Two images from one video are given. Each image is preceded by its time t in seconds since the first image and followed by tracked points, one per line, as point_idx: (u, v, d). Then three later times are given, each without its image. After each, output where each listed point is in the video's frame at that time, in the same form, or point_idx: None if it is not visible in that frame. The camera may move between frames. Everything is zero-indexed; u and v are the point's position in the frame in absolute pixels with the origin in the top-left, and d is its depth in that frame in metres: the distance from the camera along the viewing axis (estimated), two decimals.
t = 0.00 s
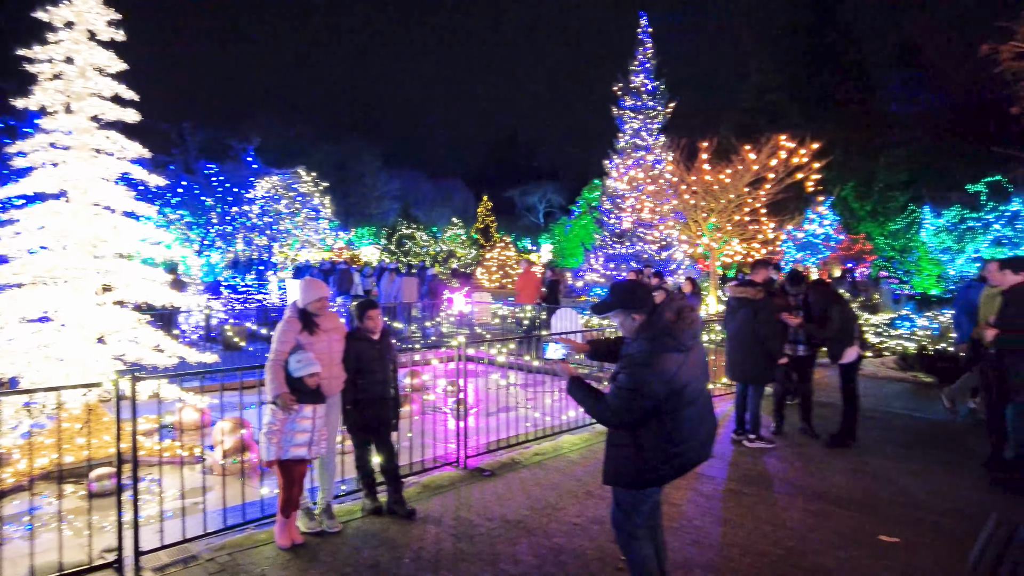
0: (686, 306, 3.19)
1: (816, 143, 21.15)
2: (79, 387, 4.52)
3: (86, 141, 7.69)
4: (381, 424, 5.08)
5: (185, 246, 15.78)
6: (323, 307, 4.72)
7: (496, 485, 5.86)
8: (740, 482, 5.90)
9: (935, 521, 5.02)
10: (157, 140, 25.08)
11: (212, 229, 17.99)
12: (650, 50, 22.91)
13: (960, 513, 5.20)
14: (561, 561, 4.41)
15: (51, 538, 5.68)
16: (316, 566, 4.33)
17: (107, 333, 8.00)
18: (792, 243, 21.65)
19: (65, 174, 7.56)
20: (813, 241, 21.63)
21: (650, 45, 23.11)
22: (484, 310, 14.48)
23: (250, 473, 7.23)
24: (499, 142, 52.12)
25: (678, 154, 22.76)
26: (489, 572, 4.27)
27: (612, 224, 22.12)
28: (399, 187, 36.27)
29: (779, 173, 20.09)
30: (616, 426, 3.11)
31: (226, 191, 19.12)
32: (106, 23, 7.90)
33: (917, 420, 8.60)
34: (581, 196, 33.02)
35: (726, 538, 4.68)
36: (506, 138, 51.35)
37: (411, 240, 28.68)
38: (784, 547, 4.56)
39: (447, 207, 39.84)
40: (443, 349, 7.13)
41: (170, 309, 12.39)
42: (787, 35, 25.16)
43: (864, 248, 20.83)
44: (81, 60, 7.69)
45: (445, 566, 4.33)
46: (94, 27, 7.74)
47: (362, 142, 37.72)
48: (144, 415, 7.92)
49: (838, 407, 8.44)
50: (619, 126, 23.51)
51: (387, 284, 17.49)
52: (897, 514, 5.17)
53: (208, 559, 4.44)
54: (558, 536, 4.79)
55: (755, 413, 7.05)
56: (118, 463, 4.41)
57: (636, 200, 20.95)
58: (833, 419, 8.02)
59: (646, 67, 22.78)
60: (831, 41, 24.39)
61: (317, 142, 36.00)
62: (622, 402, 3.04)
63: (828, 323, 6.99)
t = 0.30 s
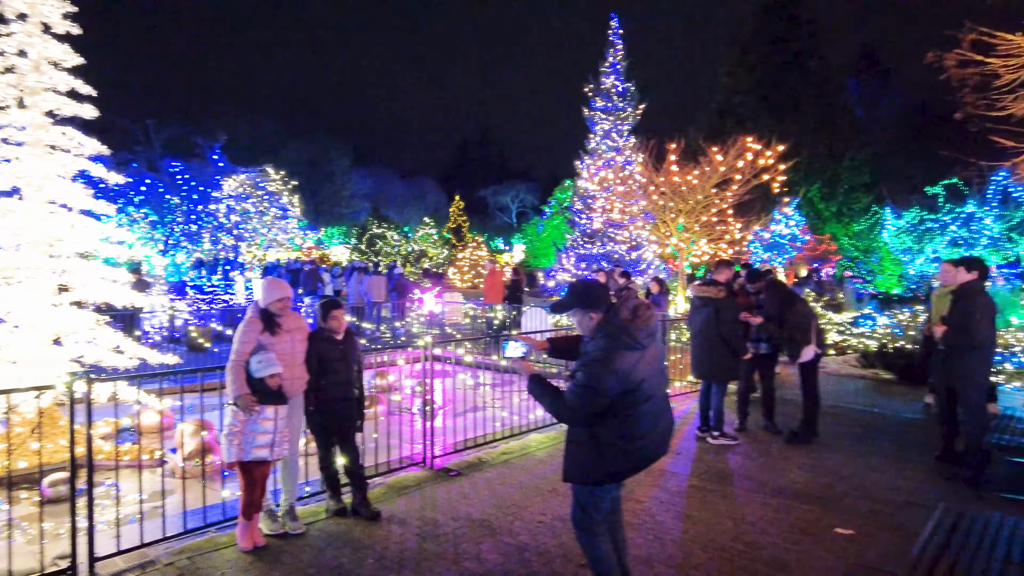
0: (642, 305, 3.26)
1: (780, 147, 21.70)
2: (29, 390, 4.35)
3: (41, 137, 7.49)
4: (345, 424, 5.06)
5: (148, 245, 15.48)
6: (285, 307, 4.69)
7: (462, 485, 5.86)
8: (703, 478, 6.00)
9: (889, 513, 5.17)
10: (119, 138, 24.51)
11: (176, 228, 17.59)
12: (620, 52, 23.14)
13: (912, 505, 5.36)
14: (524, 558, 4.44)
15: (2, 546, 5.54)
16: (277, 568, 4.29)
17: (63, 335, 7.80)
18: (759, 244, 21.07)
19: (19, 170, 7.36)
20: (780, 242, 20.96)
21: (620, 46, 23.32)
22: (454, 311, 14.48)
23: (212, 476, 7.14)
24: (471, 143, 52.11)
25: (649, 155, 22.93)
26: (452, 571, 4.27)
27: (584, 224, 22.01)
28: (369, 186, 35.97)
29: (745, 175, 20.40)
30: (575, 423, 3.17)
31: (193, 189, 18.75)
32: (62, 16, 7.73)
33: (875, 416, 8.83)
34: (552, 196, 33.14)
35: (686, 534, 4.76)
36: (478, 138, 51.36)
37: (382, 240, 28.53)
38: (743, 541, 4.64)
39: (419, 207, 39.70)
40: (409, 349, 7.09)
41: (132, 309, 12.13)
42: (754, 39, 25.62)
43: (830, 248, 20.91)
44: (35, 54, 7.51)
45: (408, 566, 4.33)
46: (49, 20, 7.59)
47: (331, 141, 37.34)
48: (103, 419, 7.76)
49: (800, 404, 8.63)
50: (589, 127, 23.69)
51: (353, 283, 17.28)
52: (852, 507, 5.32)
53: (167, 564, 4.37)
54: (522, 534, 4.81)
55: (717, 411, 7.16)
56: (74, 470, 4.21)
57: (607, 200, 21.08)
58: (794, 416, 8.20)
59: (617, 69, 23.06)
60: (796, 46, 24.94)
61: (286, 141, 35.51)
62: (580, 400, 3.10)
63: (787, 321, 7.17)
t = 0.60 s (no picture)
0: (599, 305, 3.34)
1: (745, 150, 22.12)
2: None
3: None
4: (309, 425, 5.05)
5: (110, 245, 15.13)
6: (248, 309, 4.67)
7: (428, 485, 5.89)
8: (666, 475, 6.11)
9: (843, 506, 5.34)
10: (79, 135, 23.90)
11: (139, 229, 16.96)
12: (590, 54, 23.33)
13: (866, 497, 5.53)
14: (488, 556, 4.49)
15: None
16: (239, 570, 4.27)
17: (18, 337, 7.62)
18: (726, 244, 21.72)
19: None
20: (746, 242, 21.55)
21: (591, 48, 23.51)
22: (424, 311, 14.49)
23: (175, 479, 7.05)
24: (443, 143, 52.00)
25: (619, 157, 23.18)
26: (417, 570, 4.30)
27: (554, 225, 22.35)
28: (339, 186, 35.62)
29: (712, 177, 20.68)
30: (535, 422, 3.24)
31: (156, 187, 18.05)
32: (16, 10, 7.54)
33: (834, 411, 9.09)
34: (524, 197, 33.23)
35: (649, 529, 4.85)
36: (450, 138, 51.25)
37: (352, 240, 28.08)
38: (702, 535, 4.75)
39: (390, 207, 39.48)
40: (375, 351, 7.05)
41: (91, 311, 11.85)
42: (721, 43, 26.04)
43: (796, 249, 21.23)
44: None
45: (373, 566, 4.34)
46: (3, 14, 7.40)
47: (301, 139, 36.89)
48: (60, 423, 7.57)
49: (761, 402, 8.83)
50: (560, 128, 23.89)
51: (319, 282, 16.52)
52: (808, 501, 5.47)
53: (126, 569, 4.32)
54: (487, 532, 4.86)
55: (682, 409, 7.30)
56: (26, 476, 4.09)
57: (577, 202, 21.33)
58: (756, 413, 8.39)
59: (587, 71, 23.24)
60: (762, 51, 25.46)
61: (254, 139, 34.98)
62: (540, 398, 3.17)
63: (748, 319, 7.37)
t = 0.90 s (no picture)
0: (561, 306, 3.45)
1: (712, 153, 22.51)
2: None
3: None
4: (277, 427, 5.05)
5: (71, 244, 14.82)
6: (214, 310, 4.66)
7: (397, 485, 5.94)
8: (632, 472, 6.24)
9: (800, 499, 5.52)
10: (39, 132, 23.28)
11: (102, 228, 16.74)
12: (562, 56, 23.49)
13: (823, 491, 5.73)
14: (456, 554, 4.56)
15: None
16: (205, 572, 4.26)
17: None
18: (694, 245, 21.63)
19: None
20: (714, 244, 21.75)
21: (562, 50, 23.71)
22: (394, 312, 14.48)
23: (141, 482, 6.99)
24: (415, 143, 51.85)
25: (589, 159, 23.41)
26: (385, 569, 4.34)
27: (527, 226, 22.71)
28: (308, 185, 35.24)
29: (681, 179, 20.84)
30: (500, 420, 3.34)
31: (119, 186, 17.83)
32: None
33: (796, 409, 9.35)
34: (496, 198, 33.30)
35: (613, 525, 4.96)
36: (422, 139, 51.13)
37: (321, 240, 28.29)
38: (665, 530, 4.87)
39: (360, 207, 39.23)
40: (343, 353, 7.04)
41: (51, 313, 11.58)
42: (689, 47, 26.45)
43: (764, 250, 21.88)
44: None
45: (341, 566, 4.38)
46: None
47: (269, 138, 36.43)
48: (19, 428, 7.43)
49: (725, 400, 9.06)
50: (532, 130, 24.06)
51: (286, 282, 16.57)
52: (767, 496, 5.64)
53: (88, 573, 4.28)
54: (455, 531, 4.92)
55: (648, 408, 7.45)
56: None
57: (548, 203, 21.47)
58: (720, 411, 8.59)
59: (558, 73, 23.45)
60: (729, 56, 25.92)
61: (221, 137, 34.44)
62: (504, 397, 3.27)
63: (711, 320, 7.56)
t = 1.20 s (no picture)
0: (528, 309, 3.55)
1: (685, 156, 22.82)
2: None
3: None
4: (250, 429, 5.06)
5: (37, 245, 14.52)
6: (187, 312, 4.66)
7: (370, 486, 5.99)
8: (603, 471, 6.36)
9: (765, 495, 5.68)
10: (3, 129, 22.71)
11: (70, 228, 15.95)
12: (538, 58, 23.59)
13: (787, 488, 5.90)
14: (428, 553, 4.63)
15: None
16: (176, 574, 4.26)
17: None
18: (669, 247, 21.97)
19: None
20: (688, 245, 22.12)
21: (538, 52, 23.78)
22: (369, 314, 14.44)
23: (111, 486, 6.94)
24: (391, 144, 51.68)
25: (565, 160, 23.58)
26: (357, 569, 4.39)
27: (503, 227, 22.67)
28: (282, 185, 34.88)
29: (654, 182, 21.12)
30: (469, 421, 3.42)
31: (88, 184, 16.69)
32: None
33: (763, 407, 9.59)
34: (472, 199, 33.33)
35: (583, 522, 5.06)
36: (398, 139, 50.97)
37: (295, 240, 27.61)
38: (633, 527, 4.98)
39: (335, 207, 38.97)
40: (317, 354, 7.05)
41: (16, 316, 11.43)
42: (663, 51, 26.74)
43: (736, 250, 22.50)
44: None
45: (314, 566, 4.42)
46: None
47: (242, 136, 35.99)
48: None
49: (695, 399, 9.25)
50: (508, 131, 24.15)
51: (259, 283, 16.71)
52: (732, 492, 5.79)
53: None
54: (427, 530, 4.99)
55: (619, 408, 7.58)
56: None
57: (524, 204, 21.59)
58: (690, 410, 8.76)
59: (534, 75, 23.50)
60: (702, 59, 26.26)
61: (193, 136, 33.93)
62: (473, 398, 3.36)
63: (680, 321, 7.72)
